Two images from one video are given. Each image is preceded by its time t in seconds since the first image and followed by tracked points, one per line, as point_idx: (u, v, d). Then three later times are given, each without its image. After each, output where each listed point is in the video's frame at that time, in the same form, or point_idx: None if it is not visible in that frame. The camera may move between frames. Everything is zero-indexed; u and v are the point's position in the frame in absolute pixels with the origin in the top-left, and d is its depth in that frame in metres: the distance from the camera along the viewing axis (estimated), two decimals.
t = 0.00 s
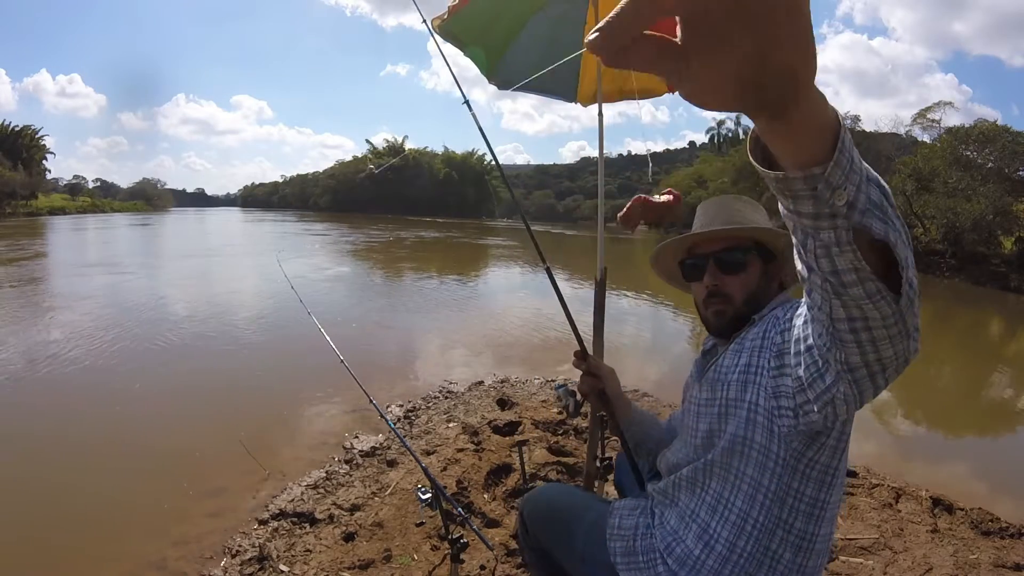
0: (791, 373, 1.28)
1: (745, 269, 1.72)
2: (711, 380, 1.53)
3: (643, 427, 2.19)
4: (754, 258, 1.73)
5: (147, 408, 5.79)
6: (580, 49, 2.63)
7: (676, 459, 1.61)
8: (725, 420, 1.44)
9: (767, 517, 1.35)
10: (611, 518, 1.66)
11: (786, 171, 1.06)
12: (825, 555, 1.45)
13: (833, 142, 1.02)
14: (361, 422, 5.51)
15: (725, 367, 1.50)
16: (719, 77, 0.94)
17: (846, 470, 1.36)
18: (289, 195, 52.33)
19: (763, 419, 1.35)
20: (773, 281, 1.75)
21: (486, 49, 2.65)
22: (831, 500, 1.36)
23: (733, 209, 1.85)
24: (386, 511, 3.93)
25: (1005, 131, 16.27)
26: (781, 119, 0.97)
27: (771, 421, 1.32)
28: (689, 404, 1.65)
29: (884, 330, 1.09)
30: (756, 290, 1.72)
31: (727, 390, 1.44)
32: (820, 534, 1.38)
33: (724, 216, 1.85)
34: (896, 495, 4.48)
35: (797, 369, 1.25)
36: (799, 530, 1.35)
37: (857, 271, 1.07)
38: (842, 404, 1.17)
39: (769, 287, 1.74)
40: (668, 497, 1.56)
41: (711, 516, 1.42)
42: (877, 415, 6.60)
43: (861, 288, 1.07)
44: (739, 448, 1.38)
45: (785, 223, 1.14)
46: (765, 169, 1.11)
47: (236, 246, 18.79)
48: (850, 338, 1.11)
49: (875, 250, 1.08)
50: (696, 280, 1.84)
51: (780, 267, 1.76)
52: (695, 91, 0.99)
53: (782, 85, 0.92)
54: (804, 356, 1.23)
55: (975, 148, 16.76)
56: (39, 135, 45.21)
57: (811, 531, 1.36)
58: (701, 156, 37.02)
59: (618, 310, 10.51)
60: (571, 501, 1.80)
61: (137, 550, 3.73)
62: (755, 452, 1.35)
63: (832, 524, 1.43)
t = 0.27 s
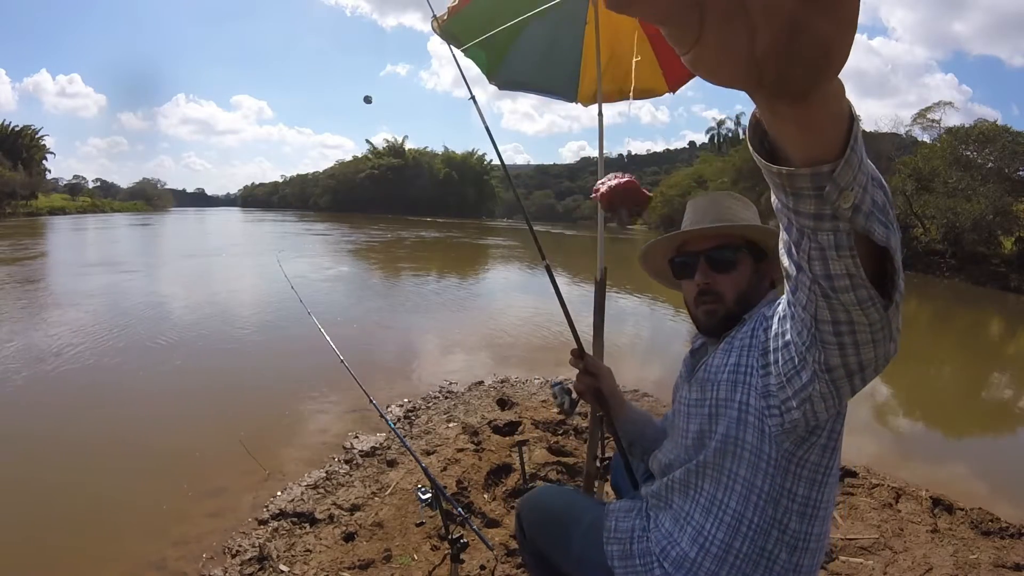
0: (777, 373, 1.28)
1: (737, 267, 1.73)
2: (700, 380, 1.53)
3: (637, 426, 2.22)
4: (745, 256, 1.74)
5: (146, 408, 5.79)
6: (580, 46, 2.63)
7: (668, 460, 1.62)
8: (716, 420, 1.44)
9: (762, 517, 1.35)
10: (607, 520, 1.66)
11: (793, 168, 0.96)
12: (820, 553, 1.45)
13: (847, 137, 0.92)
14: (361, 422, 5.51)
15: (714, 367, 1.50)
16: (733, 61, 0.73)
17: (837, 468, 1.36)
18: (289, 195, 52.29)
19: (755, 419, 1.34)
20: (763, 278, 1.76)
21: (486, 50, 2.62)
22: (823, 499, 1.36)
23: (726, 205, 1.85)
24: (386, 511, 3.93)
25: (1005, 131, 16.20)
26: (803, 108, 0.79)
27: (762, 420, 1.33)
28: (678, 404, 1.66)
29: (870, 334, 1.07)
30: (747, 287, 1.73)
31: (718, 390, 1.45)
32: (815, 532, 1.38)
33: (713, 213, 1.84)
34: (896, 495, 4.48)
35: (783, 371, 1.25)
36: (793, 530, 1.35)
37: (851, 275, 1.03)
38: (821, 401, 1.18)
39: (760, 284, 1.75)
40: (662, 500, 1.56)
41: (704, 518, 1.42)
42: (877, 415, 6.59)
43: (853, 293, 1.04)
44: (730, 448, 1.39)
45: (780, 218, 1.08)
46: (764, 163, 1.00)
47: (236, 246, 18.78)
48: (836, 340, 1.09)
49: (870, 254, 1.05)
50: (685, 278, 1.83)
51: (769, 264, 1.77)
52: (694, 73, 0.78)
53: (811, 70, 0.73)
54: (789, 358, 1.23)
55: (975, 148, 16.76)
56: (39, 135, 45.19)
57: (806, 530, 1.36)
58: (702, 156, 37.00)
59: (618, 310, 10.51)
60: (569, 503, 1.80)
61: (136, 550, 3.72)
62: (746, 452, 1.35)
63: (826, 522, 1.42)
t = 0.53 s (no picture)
0: (767, 376, 1.28)
1: (735, 263, 1.73)
2: (695, 380, 1.54)
3: (634, 426, 2.21)
4: (742, 253, 1.74)
5: (147, 408, 5.79)
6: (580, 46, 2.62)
7: (664, 461, 1.62)
8: (710, 422, 1.45)
9: (759, 518, 1.35)
10: (604, 522, 1.66)
11: (781, 178, 0.93)
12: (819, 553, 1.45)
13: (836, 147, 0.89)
14: (361, 422, 5.51)
15: (708, 368, 1.51)
16: (724, 58, 0.73)
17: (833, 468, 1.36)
18: (289, 195, 52.26)
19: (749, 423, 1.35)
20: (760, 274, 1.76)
21: (486, 49, 2.63)
22: (820, 499, 1.36)
23: (722, 203, 1.86)
24: (387, 511, 3.93)
25: (1005, 131, 16.24)
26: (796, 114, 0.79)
27: (757, 422, 1.33)
28: (673, 405, 1.66)
29: (859, 343, 1.07)
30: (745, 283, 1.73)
31: (712, 391, 1.46)
32: (813, 532, 1.38)
33: (711, 210, 1.85)
34: (896, 495, 4.48)
35: (773, 375, 1.25)
36: (791, 530, 1.35)
37: (840, 287, 1.02)
38: (809, 403, 1.19)
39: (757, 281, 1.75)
40: (659, 502, 1.56)
41: (702, 520, 1.42)
42: (877, 415, 6.59)
43: (841, 304, 1.03)
44: (726, 449, 1.39)
45: (768, 226, 1.06)
46: (752, 171, 0.96)
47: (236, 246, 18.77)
48: (824, 348, 1.09)
49: (861, 263, 1.04)
50: (682, 273, 1.84)
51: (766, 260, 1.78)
52: (680, 75, 0.77)
53: (809, 71, 0.72)
54: (780, 362, 1.23)
55: (975, 148, 16.75)
56: (39, 135, 45.17)
57: (804, 530, 1.36)
58: (702, 156, 37.00)
59: (618, 310, 10.51)
60: (566, 505, 1.80)
61: (137, 550, 3.72)
62: (742, 454, 1.36)
63: (824, 521, 1.42)
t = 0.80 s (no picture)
0: (762, 376, 1.28)
1: (730, 262, 1.72)
2: (690, 381, 1.54)
3: (633, 426, 2.21)
4: (737, 252, 1.73)
5: (146, 408, 5.79)
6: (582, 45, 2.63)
7: (661, 463, 1.62)
8: (707, 423, 1.45)
9: (757, 519, 1.35)
10: (603, 524, 1.66)
11: (782, 174, 0.92)
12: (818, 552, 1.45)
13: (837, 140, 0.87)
14: (361, 422, 5.51)
15: (704, 368, 1.51)
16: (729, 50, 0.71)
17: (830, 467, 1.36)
18: (289, 195, 52.25)
19: (744, 423, 1.35)
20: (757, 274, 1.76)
21: (488, 50, 2.62)
22: (817, 499, 1.36)
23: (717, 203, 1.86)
24: (386, 511, 3.92)
25: (1005, 131, 16.26)
26: (793, 108, 0.78)
27: (752, 422, 1.33)
28: (669, 405, 1.67)
29: (853, 343, 1.06)
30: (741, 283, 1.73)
31: (708, 391, 1.46)
32: (811, 531, 1.38)
33: (708, 210, 1.85)
34: (896, 495, 4.48)
35: (767, 374, 1.25)
36: (788, 530, 1.35)
37: (836, 286, 1.02)
38: (801, 401, 1.19)
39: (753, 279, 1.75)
40: (657, 504, 1.56)
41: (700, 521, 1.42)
42: (877, 415, 6.59)
43: (837, 304, 1.03)
44: (722, 450, 1.39)
45: (765, 224, 1.05)
46: (750, 164, 0.95)
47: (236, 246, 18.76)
48: (819, 347, 1.09)
49: (858, 262, 1.03)
50: (677, 273, 1.83)
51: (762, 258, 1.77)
52: (678, 61, 0.75)
53: (813, 65, 0.71)
54: (774, 362, 1.23)
55: (975, 149, 16.78)
56: (39, 135, 45.16)
57: (801, 530, 1.36)
58: (702, 156, 37.01)
59: (618, 310, 10.51)
60: (565, 508, 1.79)
61: (136, 550, 3.72)
62: (739, 454, 1.36)
63: (821, 521, 1.42)
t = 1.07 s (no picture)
0: (762, 379, 1.29)
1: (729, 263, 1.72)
2: (689, 382, 1.54)
3: (632, 426, 2.22)
4: (736, 251, 1.74)
5: (146, 408, 5.78)
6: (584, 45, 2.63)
7: (660, 464, 1.62)
8: (707, 425, 1.45)
9: (757, 521, 1.35)
10: (602, 524, 1.67)
11: (789, 180, 0.91)
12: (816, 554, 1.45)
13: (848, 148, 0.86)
14: (361, 422, 5.51)
15: (703, 370, 1.52)
16: (743, 47, 0.68)
17: (829, 467, 1.37)
18: (289, 195, 52.25)
19: (745, 426, 1.35)
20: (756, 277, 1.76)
21: (488, 50, 2.62)
22: (817, 500, 1.37)
23: (714, 202, 1.86)
24: (386, 511, 3.92)
25: (1005, 131, 16.27)
26: (806, 110, 0.76)
27: (751, 424, 1.33)
28: (668, 407, 1.66)
29: (854, 349, 1.06)
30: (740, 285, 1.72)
31: (708, 392, 1.46)
32: (811, 533, 1.38)
33: (714, 207, 1.84)
34: (896, 495, 4.48)
35: (767, 377, 1.26)
36: (788, 532, 1.35)
37: (841, 294, 1.02)
38: (801, 405, 1.20)
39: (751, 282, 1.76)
40: (655, 505, 1.56)
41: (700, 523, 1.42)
42: (877, 415, 6.59)
43: (841, 310, 1.03)
44: (722, 452, 1.39)
45: (770, 229, 1.04)
46: (754, 168, 0.93)
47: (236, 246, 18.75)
48: (820, 353, 1.09)
49: (861, 269, 1.03)
50: (677, 272, 1.84)
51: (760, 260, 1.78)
52: (686, 58, 0.73)
53: (829, 66, 0.69)
54: (773, 364, 1.24)
55: (975, 148, 16.80)
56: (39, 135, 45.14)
57: (801, 532, 1.36)
58: (702, 156, 37.01)
59: (618, 310, 10.51)
60: (565, 510, 1.78)
61: (136, 550, 3.72)
62: (738, 456, 1.36)
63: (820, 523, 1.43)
